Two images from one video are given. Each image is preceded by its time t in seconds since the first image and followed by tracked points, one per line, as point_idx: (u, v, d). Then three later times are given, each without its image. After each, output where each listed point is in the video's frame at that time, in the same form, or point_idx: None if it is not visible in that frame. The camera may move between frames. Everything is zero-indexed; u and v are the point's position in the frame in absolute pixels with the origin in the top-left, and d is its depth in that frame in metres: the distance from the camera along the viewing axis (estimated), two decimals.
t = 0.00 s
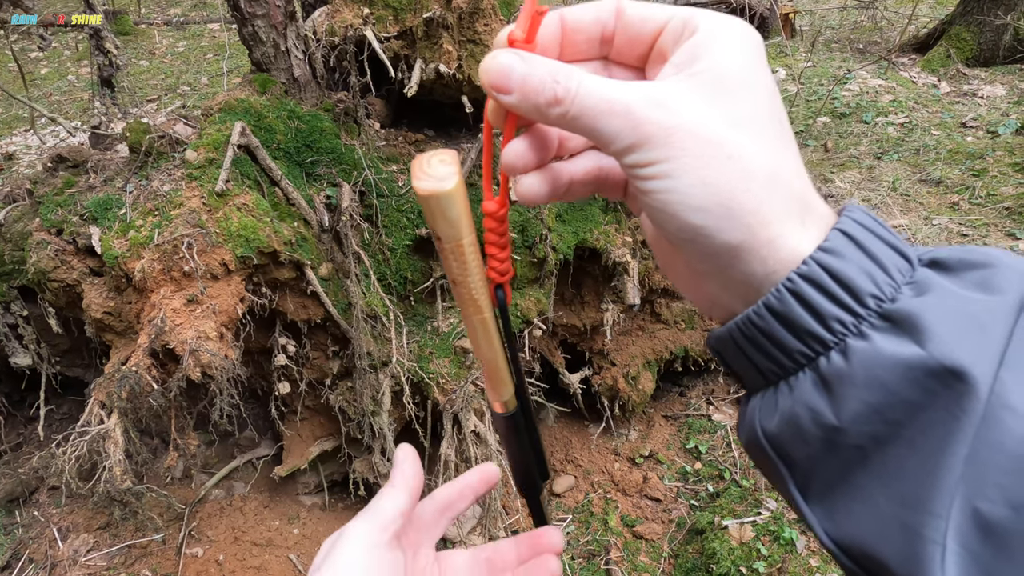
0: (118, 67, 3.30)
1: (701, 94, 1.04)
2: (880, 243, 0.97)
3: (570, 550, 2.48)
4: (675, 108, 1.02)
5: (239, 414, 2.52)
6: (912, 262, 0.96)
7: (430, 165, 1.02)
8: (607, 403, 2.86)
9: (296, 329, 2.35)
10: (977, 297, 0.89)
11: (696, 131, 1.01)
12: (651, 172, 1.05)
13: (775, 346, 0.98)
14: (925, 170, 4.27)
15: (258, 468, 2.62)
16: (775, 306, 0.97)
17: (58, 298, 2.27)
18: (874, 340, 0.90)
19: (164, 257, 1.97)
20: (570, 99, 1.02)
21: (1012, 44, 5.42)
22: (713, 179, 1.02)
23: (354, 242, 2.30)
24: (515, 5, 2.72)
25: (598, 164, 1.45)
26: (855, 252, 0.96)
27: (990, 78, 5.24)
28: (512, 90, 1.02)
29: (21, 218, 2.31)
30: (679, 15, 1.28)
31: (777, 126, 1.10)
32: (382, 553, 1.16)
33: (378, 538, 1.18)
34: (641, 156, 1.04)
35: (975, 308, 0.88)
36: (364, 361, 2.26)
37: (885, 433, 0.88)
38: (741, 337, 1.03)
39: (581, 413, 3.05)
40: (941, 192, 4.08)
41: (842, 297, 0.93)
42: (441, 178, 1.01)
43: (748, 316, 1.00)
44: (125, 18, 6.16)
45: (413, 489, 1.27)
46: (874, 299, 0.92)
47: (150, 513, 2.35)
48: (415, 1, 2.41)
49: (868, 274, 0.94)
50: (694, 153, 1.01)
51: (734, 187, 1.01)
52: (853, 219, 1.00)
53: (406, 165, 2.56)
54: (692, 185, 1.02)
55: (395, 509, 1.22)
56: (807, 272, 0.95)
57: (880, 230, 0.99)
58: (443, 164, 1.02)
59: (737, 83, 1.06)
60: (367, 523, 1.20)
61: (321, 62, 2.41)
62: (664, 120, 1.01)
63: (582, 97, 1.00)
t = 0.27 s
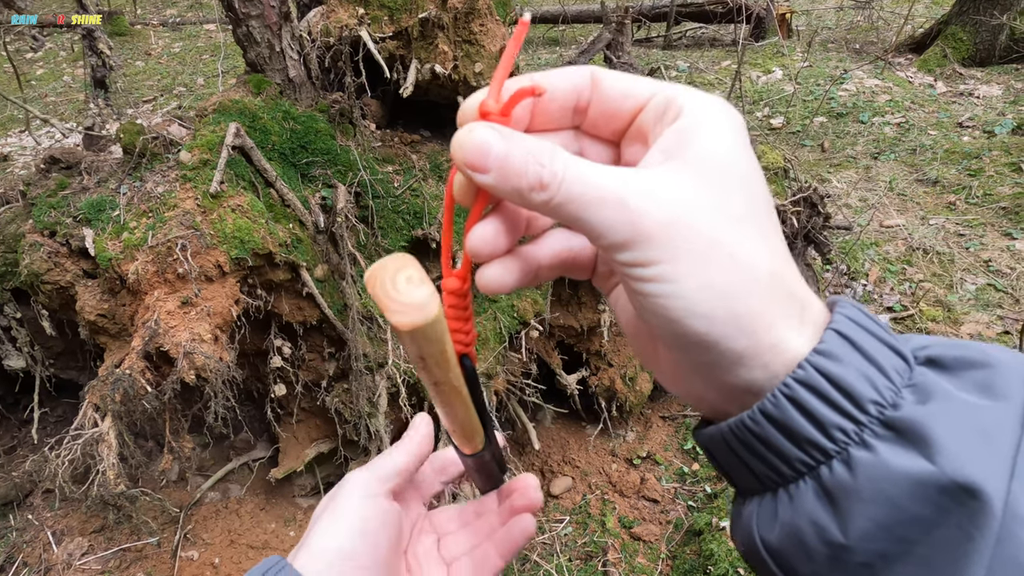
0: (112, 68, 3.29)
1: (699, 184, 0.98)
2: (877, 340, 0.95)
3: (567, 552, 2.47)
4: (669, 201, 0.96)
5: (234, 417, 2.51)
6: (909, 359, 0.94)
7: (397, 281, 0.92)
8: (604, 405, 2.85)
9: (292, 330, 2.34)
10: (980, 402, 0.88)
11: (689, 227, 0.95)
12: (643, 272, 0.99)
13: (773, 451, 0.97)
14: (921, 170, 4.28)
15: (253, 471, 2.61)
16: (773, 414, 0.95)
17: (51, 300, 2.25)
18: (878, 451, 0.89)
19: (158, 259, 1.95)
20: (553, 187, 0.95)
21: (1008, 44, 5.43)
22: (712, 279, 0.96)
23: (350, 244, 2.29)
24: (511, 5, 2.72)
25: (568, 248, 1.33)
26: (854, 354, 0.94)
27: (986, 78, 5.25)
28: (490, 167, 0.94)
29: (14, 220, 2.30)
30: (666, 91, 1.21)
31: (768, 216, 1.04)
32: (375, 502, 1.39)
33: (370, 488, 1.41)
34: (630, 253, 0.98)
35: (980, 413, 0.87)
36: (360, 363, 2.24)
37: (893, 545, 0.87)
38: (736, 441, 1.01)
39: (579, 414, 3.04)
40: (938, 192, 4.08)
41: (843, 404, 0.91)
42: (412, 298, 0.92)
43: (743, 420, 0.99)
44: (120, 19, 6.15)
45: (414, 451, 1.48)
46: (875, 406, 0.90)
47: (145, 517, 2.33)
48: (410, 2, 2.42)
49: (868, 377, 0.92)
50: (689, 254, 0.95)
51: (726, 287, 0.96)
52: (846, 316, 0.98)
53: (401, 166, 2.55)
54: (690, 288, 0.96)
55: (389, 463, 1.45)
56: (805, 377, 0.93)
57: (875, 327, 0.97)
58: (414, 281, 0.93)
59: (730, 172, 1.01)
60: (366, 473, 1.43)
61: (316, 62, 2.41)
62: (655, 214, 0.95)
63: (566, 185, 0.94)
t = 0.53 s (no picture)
0: (107, 68, 3.28)
1: (731, 311, 1.00)
2: (886, 461, 1.01)
3: (565, 552, 2.47)
4: (715, 328, 0.97)
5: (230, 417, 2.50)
6: (917, 477, 1.00)
7: (408, 409, 1.16)
8: (602, 405, 2.85)
9: (289, 331, 2.33)
10: (981, 522, 0.94)
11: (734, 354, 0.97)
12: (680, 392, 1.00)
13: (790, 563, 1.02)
14: (918, 170, 4.29)
15: (250, 472, 2.59)
16: (791, 530, 1.00)
17: (47, 301, 2.24)
18: (890, 567, 0.94)
19: (155, 260, 1.95)
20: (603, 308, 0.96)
21: (1004, 44, 5.43)
22: (751, 410, 0.98)
23: (347, 244, 2.29)
24: (507, 5, 2.72)
25: (581, 363, 1.37)
26: (864, 472, 1.00)
27: (982, 78, 5.26)
28: (542, 272, 0.97)
29: (10, 221, 2.29)
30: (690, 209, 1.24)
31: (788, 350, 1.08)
32: (358, 449, 1.40)
33: (355, 436, 1.41)
34: (674, 377, 0.99)
35: (982, 534, 0.92)
36: (357, 363, 2.24)
37: None
38: (752, 551, 1.06)
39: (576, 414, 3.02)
40: (934, 191, 4.09)
41: (855, 520, 0.97)
42: (419, 419, 1.16)
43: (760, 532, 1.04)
44: (116, 20, 6.14)
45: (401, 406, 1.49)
46: (885, 524, 0.96)
47: (141, 518, 2.32)
48: (407, 3, 2.43)
49: (879, 497, 0.97)
50: (729, 379, 0.97)
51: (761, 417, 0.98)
52: (857, 433, 1.04)
53: (398, 166, 2.54)
54: (730, 420, 0.98)
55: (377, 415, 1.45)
56: (819, 493, 0.99)
57: (885, 448, 1.03)
58: (425, 406, 1.16)
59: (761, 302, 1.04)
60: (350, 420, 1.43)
61: (313, 63, 2.40)
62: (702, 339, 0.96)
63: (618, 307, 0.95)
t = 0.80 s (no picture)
0: (106, 69, 3.29)
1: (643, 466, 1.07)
2: (814, 546, 1.08)
3: (563, 551, 2.47)
4: (635, 486, 1.05)
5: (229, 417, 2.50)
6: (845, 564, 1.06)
7: (494, 368, 1.01)
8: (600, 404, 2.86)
9: (287, 331, 2.34)
10: None
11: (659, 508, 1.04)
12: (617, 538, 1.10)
13: None
14: (915, 170, 4.30)
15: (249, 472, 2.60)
16: None
17: (45, 301, 2.24)
18: None
19: (153, 260, 1.95)
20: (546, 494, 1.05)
21: (1001, 44, 5.44)
22: (677, 552, 1.05)
23: (345, 244, 2.30)
24: (505, 6, 2.73)
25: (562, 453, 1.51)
26: (793, 556, 1.06)
27: (980, 78, 5.27)
28: (471, 469, 1.08)
29: (9, 222, 2.29)
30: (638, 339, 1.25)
31: (723, 475, 1.12)
32: (359, 416, 1.38)
33: (357, 404, 1.38)
34: (610, 539, 1.08)
35: None
36: (356, 363, 2.25)
37: None
38: None
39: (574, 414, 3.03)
40: (931, 191, 4.10)
41: None
42: (497, 379, 1.01)
43: None
44: (115, 20, 6.14)
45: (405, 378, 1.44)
46: None
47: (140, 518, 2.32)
48: (405, 4, 2.43)
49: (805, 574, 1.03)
50: (656, 533, 1.04)
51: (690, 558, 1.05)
52: (791, 521, 1.11)
53: (397, 166, 2.54)
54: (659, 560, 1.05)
55: (382, 385, 1.41)
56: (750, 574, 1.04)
57: (816, 531, 1.10)
58: (509, 369, 1.02)
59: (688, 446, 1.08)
60: (353, 387, 1.40)
61: (311, 63, 2.40)
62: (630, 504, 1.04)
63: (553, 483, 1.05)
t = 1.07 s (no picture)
0: (105, 69, 3.29)
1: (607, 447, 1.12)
2: (767, 546, 1.07)
3: (562, 551, 2.47)
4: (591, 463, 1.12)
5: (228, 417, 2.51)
6: (796, 561, 1.06)
7: (485, 342, 1.03)
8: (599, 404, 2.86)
9: (286, 331, 2.35)
10: None
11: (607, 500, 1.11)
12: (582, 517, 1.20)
13: None
14: (913, 170, 4.30)
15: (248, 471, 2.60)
16: None
17: (44, 301, 2.25)
18: None
19: (152, 260, 1.96)
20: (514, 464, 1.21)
21: (1000, 44, 5.44)
22: (624, 540, 1.11)
23: (343, 244, 2.30)
24: (504, 7, 2.73)
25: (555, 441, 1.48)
26: (743, 556, 1.06)
27: (978, 79, 5.28)
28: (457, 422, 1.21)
29: (8, 222, 2.30)
30: (611, 347, 1.20)
31: (688, 474, 1.11)
32: (368, 405, 1.43)
33: (368, 393, 1.44)
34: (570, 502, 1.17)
35: None
36: (354, 363, 2.26)
37: None
38: None
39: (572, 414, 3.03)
40: (930, 191, 4.11)
41: None
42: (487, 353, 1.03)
43: None
44: (114, 20, 6.15)
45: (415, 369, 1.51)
46: None
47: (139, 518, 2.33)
48: (403, 4, 2.42)
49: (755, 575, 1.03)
50: (604, 520, 1.12)
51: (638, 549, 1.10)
52: (742, 519, 1.11)
53: (395, 167, 2.54)
54: (610, 546, 1.13)
55: (393, 375, 1.47)
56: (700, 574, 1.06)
57: (768, 531, 1.10)
58: (500, 344, 1.04)
59: (640, 449, 1.09)
60: (364, 377, 1.46)
61: (309, 64, 2.40)
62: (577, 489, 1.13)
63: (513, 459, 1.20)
